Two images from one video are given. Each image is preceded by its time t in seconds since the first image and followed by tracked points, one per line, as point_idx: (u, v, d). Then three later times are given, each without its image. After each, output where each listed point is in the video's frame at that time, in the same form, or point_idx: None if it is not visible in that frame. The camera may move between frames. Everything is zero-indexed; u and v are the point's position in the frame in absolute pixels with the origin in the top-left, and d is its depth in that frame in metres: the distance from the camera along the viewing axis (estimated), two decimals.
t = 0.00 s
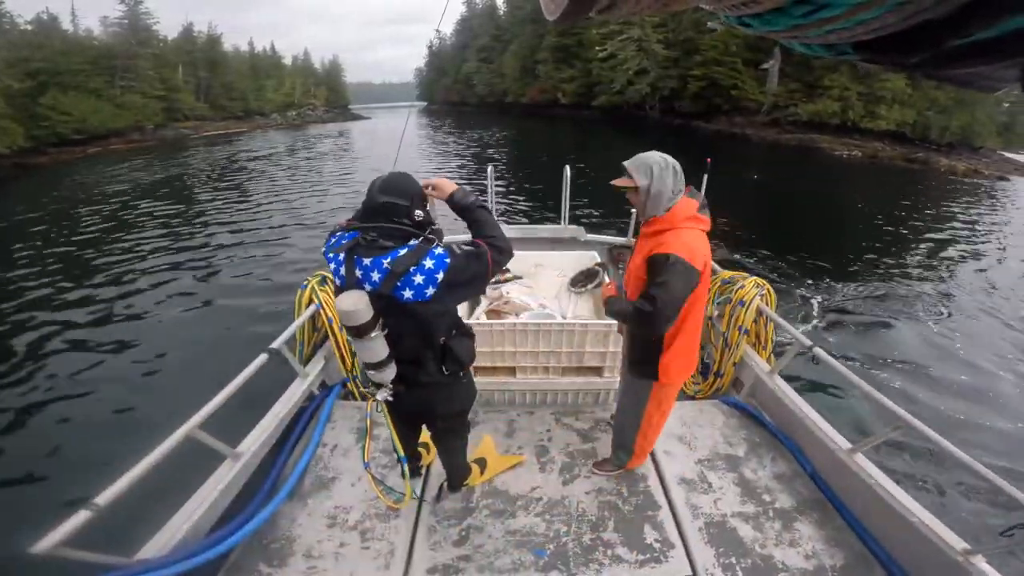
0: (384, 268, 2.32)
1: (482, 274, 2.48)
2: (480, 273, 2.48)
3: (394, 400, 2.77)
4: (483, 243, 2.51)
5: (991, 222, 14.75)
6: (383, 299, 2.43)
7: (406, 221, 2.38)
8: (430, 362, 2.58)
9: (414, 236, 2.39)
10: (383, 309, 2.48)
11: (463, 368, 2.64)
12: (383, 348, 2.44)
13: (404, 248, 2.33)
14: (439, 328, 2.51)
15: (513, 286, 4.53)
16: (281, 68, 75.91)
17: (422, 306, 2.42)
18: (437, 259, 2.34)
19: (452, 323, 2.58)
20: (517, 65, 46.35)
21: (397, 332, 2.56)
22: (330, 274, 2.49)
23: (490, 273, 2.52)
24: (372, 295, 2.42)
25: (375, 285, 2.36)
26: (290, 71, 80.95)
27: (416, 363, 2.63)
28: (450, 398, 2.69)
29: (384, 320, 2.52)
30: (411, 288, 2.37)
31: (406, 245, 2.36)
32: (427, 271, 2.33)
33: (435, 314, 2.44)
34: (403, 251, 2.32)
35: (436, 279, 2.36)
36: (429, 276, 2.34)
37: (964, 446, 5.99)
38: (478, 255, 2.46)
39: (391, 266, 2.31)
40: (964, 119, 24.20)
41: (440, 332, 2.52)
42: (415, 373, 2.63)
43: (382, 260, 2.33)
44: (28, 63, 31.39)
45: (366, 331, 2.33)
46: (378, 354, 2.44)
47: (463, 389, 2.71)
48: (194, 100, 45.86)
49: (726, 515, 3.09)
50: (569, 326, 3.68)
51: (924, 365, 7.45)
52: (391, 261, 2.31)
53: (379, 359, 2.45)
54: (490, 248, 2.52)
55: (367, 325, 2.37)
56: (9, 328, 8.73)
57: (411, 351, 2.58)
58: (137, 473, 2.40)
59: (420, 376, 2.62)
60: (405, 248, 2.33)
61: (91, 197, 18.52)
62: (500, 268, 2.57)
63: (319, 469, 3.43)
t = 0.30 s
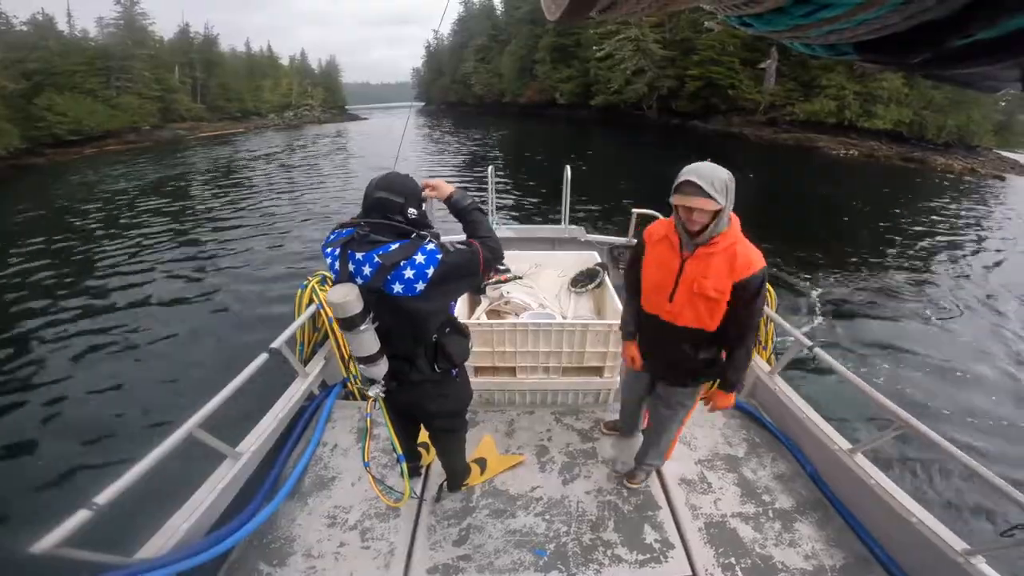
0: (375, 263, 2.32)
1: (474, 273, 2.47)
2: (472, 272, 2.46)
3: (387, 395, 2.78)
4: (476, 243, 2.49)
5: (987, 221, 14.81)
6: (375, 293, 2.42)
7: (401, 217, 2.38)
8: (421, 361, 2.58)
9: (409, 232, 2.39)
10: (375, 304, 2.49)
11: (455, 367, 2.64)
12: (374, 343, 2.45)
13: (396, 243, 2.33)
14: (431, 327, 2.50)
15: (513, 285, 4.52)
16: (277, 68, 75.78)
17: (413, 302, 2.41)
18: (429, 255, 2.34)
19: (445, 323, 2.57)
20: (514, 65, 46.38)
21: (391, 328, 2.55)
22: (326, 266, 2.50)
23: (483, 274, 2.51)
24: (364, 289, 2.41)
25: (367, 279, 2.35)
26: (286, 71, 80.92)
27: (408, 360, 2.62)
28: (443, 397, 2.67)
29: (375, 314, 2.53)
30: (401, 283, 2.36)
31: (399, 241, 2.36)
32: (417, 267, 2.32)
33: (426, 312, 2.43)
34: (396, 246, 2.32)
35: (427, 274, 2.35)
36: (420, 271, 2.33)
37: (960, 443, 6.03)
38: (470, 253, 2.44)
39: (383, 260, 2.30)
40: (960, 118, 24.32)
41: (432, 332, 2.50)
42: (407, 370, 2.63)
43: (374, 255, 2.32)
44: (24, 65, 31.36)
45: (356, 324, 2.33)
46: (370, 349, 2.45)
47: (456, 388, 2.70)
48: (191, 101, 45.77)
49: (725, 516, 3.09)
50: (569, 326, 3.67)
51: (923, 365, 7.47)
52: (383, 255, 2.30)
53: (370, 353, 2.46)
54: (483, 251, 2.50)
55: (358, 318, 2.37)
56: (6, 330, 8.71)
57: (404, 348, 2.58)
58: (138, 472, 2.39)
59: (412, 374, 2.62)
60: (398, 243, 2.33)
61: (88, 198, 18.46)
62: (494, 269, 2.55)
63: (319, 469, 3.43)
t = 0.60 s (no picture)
0: (357, 261, 2.38)
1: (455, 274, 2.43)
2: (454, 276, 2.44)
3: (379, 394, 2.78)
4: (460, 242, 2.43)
5: (982, 219, 14.87)
6: (360, 291, 2.48)
7: (387, 218, 2.40)
8: (408, 360, 2.58)
9: (395, 232, 2.42)
10: (361, 301, 2.56)
11: (443, 369, 2.60)
12: (359, 338, 2.69)
13: (380, 244, 2.37)
14: (417, 327, 2.51)
15: (512, 285, 4.52)
16: (273, 69, 75.52)
17: (395, 301, 2.42)
18: (408, 254, 2.33)
19: (432, 322, 2.56)
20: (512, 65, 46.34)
21: (381, 327, 2.55)
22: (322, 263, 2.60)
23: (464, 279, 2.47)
24: (349, 286, 2.49)
25: (350, 277, 2.42)
26: (283, 72, 80.74)
27: (396, 358, 2.63)
28: (431, 398, 2.66)
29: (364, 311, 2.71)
30: (382, 283, 2.38)
31: (384, 241, 2.40)
32: (397, 267, 2.33)
33: (408, 311, 2.43)
34: (380, 245, 2.37)
35: (405, 275, 2.34)
36: (399, 269, 2.34)
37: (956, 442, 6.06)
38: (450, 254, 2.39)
39: (365, 259, 2.35)
40: (955, 117, 24.43)
41: (418, 332, 2.51)
42: (395, 369, 2.63)
43: (358, 254, 2.38)
44: (19, 66, 31.23)
45: (339, 319, 2.56)
46: (355, 343, 2.69)
47: (445, 390, 2.67)
48: (187, 102, 45.58)
49: (720, 517, 3.10)
50: (567, 326, 3.67)
51: (919, 364, 7.50)
52: (366, 253, 2.36)
53: (355, 347, 2.70)
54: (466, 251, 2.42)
55: (341, 314, 2.61)
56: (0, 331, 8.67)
57: (391, 347, 2.58)
58: (133, 468, 2.39)
59: (400, 372, 2.62)
60: (383, 242, 2.38)
61: (84, 199, 18.36)
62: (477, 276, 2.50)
63: (315, 468, 3.43)
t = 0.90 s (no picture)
0: (364, 261, 2.35)
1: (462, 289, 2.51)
2: (458, 288, 2.49)
3: (380, 396, 2.77)
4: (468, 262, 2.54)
5: (979, 219, 14.90)
6: (365, 292, 2.45)
7: (390, 217, 2.37)
8: (410, 360, 2.57)
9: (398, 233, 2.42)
10: (366, 302, 2.51)
11: (444, 368, 2.61)
12: (362, 340, 2.57)
13: (386, 245, 2.37)
14: (417, 328, 2.49)
15: (513, 286, 4.52)
16: (270, 69, 75.42)
17: (400, 306, 2.42)
18: (420, 261, 2.35)
19: (436, 325, 2.56)
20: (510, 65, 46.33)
21: (383, 327, 2.54)
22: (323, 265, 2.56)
23: (468, 293, 2.54)
24: (354, 287, 2.45)
25: (356, 278, 2.39)
26: (281, 72, 80.67)
27: (398, 359, 2.62)
28: (432, 398, 2.65)
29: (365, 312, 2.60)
30: (389, 285, 2.38)
31: (388, 242, 2.39)
32: (407, 273, 2.35)
33: (411, 315, 2.44)
34: (386, 246, 2.36)
35: (415, 282, 2.37)
36: (409, 276, 2.35)
37: (957, 440, 6.07)
38: (458, 271, 2.46)
39: (372, 260, 2.33)
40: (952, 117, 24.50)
41: (418, 333, 2.50)
42: (396, 370, 2.62)
43: (364, 254, 2.36)
44: (15, 67, 31.19)
45: (344, 320, 2.47)
46: (358, 345, 2.56)
47: (446, 390, 2.68)
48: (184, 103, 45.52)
49: (723, 516, 3.10)
50: (569, 326, 3.67)
51: (918, 362, 7.51)
52: (373, 253, 2.34)
53: (357, 350, 2.57)
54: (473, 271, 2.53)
55: (346, 315, 2.50)
56: None
57: (394, 348, 2.58)
58: (136, 470, 2.38)
59: (401, 373, 2.61)
60: (389, 243, 2.37)
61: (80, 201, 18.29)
62: (480, 290, 2.59)
63: (317, 468, 3.42)
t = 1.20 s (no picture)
0: (394, 258, 2.35)
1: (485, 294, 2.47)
2: (483, 293, 2.46)
3: (388, 397, 2.75)
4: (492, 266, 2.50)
5: (976, 218, 14.95)
6: (390, 292, 2.43)
7: (415, 214, 2.35)
8: (427, 360, 2.57)
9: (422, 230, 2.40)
10: (389, 300, 2.46)
11: (461, 370, 2.64)
12: (383, 338, 2.43)
13: (415, 243, 2.37)
14: (439, 329, 2.49)
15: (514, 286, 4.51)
16: (267, 69, 75.37)
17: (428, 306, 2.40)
18: (450, 263, 2.36)
19: (457, 326, 2.58)
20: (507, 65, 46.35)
21: (399, 327, 2.56)
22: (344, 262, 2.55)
23: (493, 299, 2.50)
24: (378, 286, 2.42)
25: (384, 274, 2.38)
26: (278, 72, 80.60)
27: (413, 359, 2.62)
28: (446, 399, 2.66)
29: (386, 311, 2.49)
30: (416, 284, 2.37)
31: (417, 241, 2.39)
32: (436, 272, 2.34)
33: (435, 316, 2.42)
34: (416, 244, 2.36)
35: (443, 282, 2.36)
36: (438, 276, 2.35)
37: (956, 440, 6.09)
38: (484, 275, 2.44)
39: (403, 257, 2.34)
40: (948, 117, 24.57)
41: (440, 333, 2.50)
42: (410, 370, 2.62)
43: (394, 250, 2.35)
44: (10, 68, 31.13)
45: (370, 317, 2.31)
46: (377, 344, 2.43)
47: (461, 391, 2.70)
48: (181, 103, 45.46)
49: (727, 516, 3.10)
50: (571, 325, 3.67)
51: (918, 361, 7.52)
52: (403, 251, 2.34)
53: (377, 349, 2.44)
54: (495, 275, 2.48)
55: (371, 311, 2.34)
56: None
57: (410, 347, 2.58)
58: (139, 472, 2.37)
59: (417, 373, 2.61)
60: (419, 242, 2.38)
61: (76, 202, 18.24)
62: (503, 297, 2.55)
63: (320, 469, 3.42)
